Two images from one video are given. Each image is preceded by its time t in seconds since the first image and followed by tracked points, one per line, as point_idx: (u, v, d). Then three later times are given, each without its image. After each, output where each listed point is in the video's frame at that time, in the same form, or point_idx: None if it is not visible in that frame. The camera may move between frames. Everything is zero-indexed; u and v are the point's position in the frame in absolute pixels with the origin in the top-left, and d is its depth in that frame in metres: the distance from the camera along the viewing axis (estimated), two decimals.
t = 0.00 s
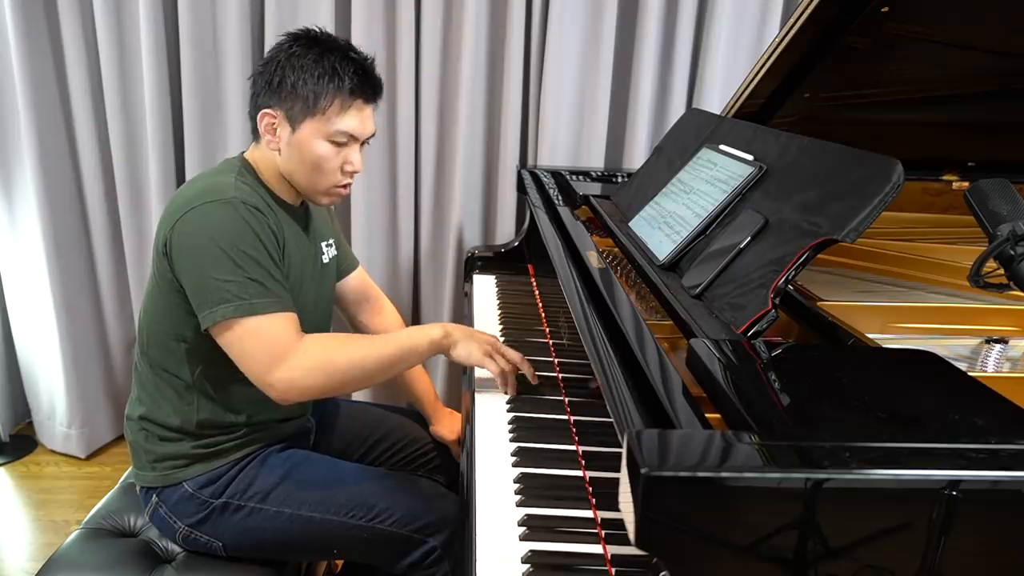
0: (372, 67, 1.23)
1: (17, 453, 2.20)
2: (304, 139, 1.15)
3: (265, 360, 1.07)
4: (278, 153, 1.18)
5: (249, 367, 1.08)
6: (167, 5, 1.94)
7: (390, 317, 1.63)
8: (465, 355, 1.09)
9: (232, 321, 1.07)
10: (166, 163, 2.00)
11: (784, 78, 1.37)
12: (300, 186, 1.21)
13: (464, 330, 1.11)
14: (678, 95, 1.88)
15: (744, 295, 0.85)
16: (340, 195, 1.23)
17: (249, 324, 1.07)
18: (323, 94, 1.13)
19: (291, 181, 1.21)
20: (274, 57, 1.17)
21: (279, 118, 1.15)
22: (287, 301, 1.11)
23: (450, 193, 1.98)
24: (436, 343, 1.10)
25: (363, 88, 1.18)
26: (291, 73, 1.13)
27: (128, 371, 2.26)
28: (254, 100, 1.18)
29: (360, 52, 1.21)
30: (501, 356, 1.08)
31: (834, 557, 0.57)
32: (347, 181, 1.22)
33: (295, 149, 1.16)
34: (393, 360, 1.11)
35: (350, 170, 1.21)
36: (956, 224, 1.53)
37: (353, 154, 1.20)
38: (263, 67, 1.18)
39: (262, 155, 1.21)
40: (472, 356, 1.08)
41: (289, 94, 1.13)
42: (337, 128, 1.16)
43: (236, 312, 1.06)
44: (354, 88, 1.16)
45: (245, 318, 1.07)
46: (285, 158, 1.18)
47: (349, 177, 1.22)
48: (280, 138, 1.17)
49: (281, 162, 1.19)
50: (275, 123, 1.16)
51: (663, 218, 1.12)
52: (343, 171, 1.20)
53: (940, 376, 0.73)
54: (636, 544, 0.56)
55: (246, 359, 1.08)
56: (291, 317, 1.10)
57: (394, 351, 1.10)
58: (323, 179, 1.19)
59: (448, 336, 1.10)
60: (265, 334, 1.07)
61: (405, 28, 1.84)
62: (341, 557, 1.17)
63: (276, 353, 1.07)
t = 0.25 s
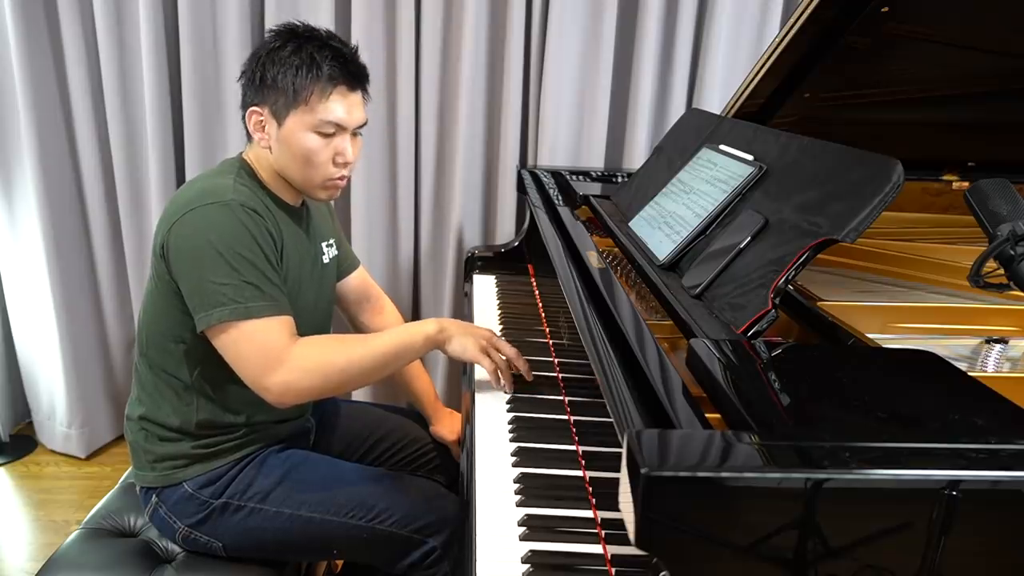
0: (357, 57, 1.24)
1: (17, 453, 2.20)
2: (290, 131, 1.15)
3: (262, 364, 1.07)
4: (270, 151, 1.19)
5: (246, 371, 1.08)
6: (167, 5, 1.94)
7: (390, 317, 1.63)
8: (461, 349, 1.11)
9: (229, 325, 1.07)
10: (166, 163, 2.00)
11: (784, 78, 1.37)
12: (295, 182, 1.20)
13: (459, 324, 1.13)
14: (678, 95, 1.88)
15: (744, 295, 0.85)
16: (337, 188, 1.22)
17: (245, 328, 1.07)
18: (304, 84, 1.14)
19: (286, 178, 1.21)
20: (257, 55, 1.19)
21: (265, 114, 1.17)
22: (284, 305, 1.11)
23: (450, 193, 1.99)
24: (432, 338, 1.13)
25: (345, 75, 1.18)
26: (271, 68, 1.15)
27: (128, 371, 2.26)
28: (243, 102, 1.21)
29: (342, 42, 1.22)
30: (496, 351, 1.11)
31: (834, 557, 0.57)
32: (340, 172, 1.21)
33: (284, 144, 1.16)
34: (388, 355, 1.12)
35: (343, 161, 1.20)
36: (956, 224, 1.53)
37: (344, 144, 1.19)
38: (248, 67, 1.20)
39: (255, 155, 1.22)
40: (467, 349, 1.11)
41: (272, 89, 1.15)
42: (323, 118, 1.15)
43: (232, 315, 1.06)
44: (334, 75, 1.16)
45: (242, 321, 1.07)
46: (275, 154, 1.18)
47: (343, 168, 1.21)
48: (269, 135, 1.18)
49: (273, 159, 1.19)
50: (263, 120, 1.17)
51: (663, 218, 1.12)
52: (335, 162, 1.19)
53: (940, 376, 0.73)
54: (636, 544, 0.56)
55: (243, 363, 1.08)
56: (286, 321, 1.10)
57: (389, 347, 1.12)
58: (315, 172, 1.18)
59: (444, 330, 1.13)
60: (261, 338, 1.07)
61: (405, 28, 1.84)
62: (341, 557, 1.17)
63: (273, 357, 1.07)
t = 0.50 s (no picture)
0: (345, 48, 1.24)
1: (18, 453, 2.20)
2: (293, 130, 1.16)
3: (263, 368, 1.07)
4: (271, 152, 1.19)
5: (249, 375, 1.08)
6: (167, 5, 1.94)
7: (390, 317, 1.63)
8: (456, 335, 1.13)
9: (230, 329, 1.07)
10: (166, 163, 2.00)
11: (784, 78, 1.37)
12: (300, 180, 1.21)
13: (453, 313, 1.15)
14: (678, 95, 1.88)
15: (744, 295, 0.85)
16: (342, 181, 1.23)
17: (245, 332, 1.07)
18: (301, 80, 1.14)
19: (289, 176, 1.21)
20: (245, 56, 1.18)
21: (264, 116, 1.16)
22: (285, 307, 1.10)
23: (450, 193, 1.99)
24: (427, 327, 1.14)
25: (339, 67, 1.19)
26: (265, 67, 1.15)
27: (128, 371, 2.26)
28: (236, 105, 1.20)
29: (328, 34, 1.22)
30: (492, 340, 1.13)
31: (834, 557, 0.57)
32: (345, 164, 1.21)
33: (287, 142, 1.17)
34: (386, 349, 1.12)
35: (345, 153, 1.21)
36: (956, 224, 1.53)
37: (345, 136, 1.20)
38: (237, 70, 1.19)
39: (254, 157, 1.22)
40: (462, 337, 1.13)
41: (269, 88, 1.15)
42: (323, 112, 1.16)
43: (233, 319, 1.06)
44: (329, 68, 1.17)
45: (243, 325, 1.07)
46: (277, 155, 1.18)
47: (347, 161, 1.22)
48: (270, 136, 1.17)
49: (275, 160, 1.19)
50: (262, 122, 1.17)
51: (663, 218, 1.12)
52: (338, 156, 1.20)
53: (940, 376, 0.73)
54: (636, 544, 0.56)
55: (245, 367, 1.08)
56: (287, 323, 1.10)
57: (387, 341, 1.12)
58: (320, 167, 1.19)
59: (439, 319, 1.14)
60: (262, 342, 1.07)
61: (405, 28, 1.84)
62: (341, 558, 1.17)
63: (273, 360, 1.07)
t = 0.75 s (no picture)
0: (342, 45, 1.24)
1: (18, 453, 2.20)
2: (298, 131, 1.16)
3: (261, 369, 1.07)
4: (276, 154, 1.19)
5: (245, 377, 1.08)
6: (167, 5, 1.94)
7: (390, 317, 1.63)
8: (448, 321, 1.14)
9: (229, 331, 1.07)
10: (166, 163, 2.00)
11: (784, 78, 1.37)
12: (306, 180, 1.21)
13: (446, 300, 1.16)
14: (678, 95, 1.88)
15: (744, 295, 0.85)
16: (347, 179, 1.24)
17: (243, 334, 1.07)
18: (304, 80, 1.14)
19: (294, 177, 1.21)
20: (243, 58, 1.17)
21: (268, 120, 1.16)
22: (283, 310, 1.10)
23: (450, 193, 1.99)
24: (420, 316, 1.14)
25: (339, 66, 1.19)
26: (266, 69, 1.14)
27: (128, 371, 2.26)
28: (236, 108, 1.18)
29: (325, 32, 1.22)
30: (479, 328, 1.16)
31: (834, 557, 0.57)
32: (349, 162, 1.22)
33: (293, 144, 1.17)
34: (380, 342, 1.12)
35: (350, 151, 1.21)
36: (956, 224, 1.53)
37: (348, 134, 1.20)
38: (235, 72, 1.18)
39: (257, 159, 1.21)
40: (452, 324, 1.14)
41: (272, 91, 1.14)
42: (328, 112, 1.16)
43: (232, 321, 1.06)
44: (331, 68, 1.17)
45: (242, 327, 1.07)
46: (282, 157, 1.18)
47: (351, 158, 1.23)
48: (274, 139, 1.17)
49: (280, 162, 1.19)
50: (265, 125, 1.16)
51: (663, 218, 1.12)
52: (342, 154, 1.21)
53: (940, 376, 0.73)
54: (636, 544, 0.56)
55: (241, 369, 1.08)
56: (284, 326, 1.10)
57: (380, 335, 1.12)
58: (326, 167, 1.19)
59: (432, 309, 1.15)
60: (259, 343, 1.07)
61: (405, 28, 1.84)
62: (341, 558, 1.17)
63: (270, 362, 1.07)
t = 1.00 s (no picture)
0: (353, 52, 1.24)
1: (18, 453, 2.20)
2: (301, 134, 1.16)
3: (257, 375, 1.07)
4: (277, 155, 1.18)
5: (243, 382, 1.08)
6: (168, 5, 1.94)
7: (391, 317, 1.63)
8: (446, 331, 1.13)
9: (227, 336, 1.07)
10: (166, 163, 2.00)
11: (784, 78, 1.37)
12: (304, 183, 1.21)
13: (446, 313, 1.15)
14: (678, 95, 1.88)
15: (744, 295, 0.85)
16: (345, 185, 1.24)
17: (241, 340, 1.07)
18: (312, 85, 1.14)
19: (293, 179, 1.21)
20: (253, 57, 1.17)
21: (271, 119, 1.16)
22: (281, 315, 1.10)
23: (450, 193, 1.99)
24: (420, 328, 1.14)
25: (348, 73, 1.19)
26: (275, 70, 1.14)
27: (128, 371, 2.26)
28: (241, 104, 1.18)
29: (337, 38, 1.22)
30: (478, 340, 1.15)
31: (834, 557, 0.57)
32: (349, 170, 1.22)
33: (294, 146, 1.17)
34: (378, 351, 1.12)
35: (351, 159, 1.21)
36: (956, 224, 1.53)
37: (351, 142, 1.20)
38: (243, 69, 1.18)
39: (258, 158, 1.21)
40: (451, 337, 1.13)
41: (278, 92, 1.14)
42: (332, 118, 1.17)
43: (229, 327, 1.06)
44: (340, 74, 1.17)
45: (240, 332, 1.07)
46: (283, 158, 1.18)
47: (351, 166, 1.23)
48: (276, 139, 1.17)
49: (280, 163, 1.19)
50: (269, 125, 1.16)
51: (663, 218, 1.12)
52: (343, 161, 1.21)
53: (940, 376, 0.73)
54: (636, 544, 0.56)
55: (239, 375, 1.08)
56: (283, 332, 1.10)
57: (381, 344, 1.12)
58: (326, 172, 1.20)
59: (432, 320, 1.15)
60: (257, 349, 1.07)
61: (405, 28, 1.84)
62: (341, 558, 1.17)
63: (267, 369, 1.07)
